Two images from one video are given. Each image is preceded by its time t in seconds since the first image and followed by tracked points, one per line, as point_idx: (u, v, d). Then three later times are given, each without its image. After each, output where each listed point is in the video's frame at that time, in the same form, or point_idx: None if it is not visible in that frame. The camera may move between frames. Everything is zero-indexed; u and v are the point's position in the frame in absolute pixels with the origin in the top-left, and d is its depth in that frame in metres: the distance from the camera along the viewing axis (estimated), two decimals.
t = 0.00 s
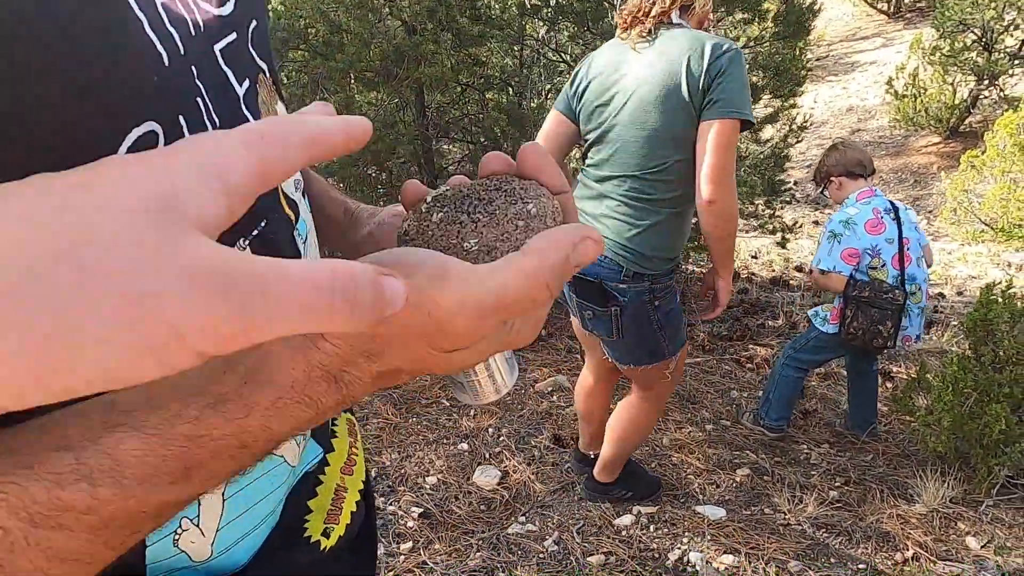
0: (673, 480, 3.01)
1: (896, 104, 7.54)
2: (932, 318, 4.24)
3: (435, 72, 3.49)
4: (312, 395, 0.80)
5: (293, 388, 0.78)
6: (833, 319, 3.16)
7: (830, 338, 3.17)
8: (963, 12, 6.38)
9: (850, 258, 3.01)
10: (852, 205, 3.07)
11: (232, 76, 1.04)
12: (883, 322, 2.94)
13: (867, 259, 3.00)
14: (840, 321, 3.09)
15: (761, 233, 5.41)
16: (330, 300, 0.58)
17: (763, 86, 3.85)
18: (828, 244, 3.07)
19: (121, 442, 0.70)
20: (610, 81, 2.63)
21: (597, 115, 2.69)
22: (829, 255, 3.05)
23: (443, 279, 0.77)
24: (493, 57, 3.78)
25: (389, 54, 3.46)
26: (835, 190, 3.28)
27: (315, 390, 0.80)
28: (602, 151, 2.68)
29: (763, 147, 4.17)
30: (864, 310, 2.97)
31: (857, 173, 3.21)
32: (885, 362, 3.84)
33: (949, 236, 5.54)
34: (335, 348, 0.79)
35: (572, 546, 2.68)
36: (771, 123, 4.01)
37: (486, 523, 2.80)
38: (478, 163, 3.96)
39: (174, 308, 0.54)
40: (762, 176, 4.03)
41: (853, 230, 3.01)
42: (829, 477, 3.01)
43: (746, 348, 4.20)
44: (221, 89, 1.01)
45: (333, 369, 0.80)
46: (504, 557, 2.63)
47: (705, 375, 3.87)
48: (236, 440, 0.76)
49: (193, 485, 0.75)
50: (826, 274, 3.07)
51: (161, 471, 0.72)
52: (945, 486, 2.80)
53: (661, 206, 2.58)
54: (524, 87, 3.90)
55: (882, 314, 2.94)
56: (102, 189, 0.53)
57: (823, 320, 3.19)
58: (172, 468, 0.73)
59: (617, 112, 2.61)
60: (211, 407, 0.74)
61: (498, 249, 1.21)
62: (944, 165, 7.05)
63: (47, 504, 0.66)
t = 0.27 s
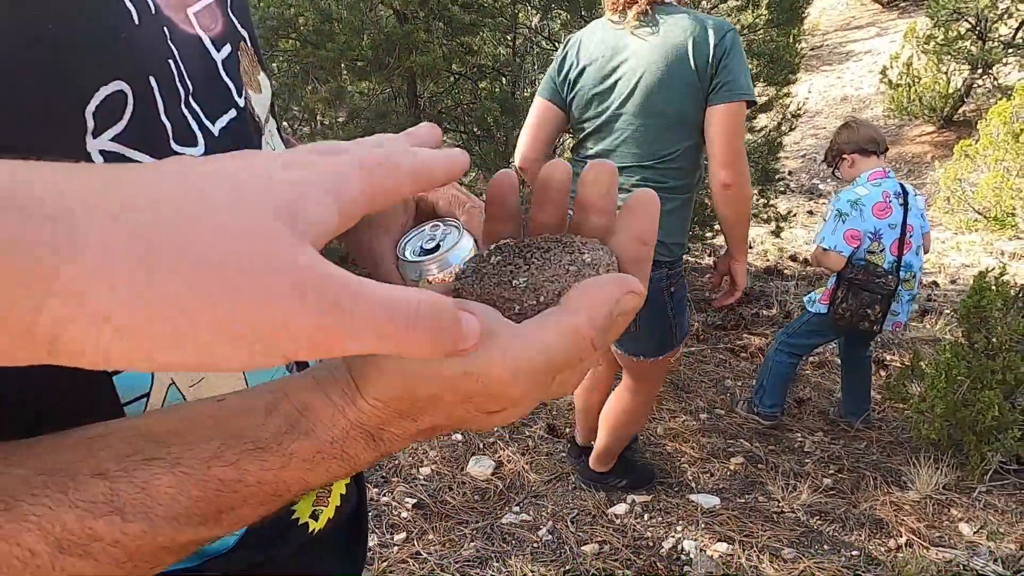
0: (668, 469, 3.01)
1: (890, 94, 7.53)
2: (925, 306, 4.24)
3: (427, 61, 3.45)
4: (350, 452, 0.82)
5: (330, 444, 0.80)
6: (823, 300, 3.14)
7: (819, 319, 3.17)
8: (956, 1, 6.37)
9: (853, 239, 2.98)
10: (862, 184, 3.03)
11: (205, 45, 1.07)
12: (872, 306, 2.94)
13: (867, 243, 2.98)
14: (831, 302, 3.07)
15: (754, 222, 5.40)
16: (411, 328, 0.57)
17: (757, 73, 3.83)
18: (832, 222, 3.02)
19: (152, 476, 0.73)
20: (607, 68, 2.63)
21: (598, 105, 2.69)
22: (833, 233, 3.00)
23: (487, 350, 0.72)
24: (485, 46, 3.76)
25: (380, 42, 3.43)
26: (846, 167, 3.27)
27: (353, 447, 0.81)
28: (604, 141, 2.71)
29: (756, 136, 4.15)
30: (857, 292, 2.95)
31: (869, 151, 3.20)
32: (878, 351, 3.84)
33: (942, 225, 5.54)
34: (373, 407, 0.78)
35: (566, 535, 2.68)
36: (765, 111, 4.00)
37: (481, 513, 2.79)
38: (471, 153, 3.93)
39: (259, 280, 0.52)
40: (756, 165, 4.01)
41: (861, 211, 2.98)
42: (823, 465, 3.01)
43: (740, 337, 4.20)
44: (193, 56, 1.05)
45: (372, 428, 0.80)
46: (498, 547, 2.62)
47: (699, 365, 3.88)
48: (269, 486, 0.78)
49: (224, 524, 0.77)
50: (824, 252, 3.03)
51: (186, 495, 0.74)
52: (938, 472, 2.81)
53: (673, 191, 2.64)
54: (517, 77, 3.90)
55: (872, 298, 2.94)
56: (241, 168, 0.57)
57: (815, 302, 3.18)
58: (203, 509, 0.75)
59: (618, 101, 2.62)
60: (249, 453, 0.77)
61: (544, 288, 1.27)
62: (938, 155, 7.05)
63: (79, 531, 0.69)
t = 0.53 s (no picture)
0: (661, 459, 3.01)
1: (883, 85, 7.53)
2: (918, 296, 4.26)
3: (417, 51, 3.42)
4: (357, 450, 0.75)
5: (337, 440, 0.73)
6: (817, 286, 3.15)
7: (811, 305, 3.18)
8: None
9: (861, 226, 2.96)
10: (876, 170, 3.00)
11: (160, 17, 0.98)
12: (869, 293, 2.94)
13: (873, 229, 2.97)
14: (825, 287, 3.09)
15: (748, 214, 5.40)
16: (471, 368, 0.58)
17: (749, 63, 3.81)
18: (843, 208, 2.98)
19: (151, 471, 0.67)
20: (601, 69, 2.64)
21: (592, 106, 2.71)
22: (843, 219, 2.98)
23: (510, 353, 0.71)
24: (477, 37, 3.73)
25: (370, 33, 3.40)
26: (857, 153, 3.22)
27: (361, 445, 0.75)
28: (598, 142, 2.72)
29: (749, 126, 4.14)
30: (853, 279, 2.95)
31: (881, 139, 3.19)
32: (871, 340, 3.85)
33: (935, 215, 5.55)
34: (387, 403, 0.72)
35: (559, 527, 2.68)
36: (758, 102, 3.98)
37: (474, 505, 2.79)
38: (463, 144, 3.92)
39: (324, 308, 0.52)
40: (749, 156, 4.01)
41: (873, 198, 2.94)
42: (815, 454, 3.02)
43: (733, 328, 4.20)
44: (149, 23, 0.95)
45: (381, 426, 0.73)
46: (492, 538, 2.62)
47: (693, 355, 3.88)
48: (272, 484, 0.73)
49: (224, 523, 0.72)
50: (830, 237, 3.01)
51: (186, 492, 0.68)
52: (930, 461, 2.83)
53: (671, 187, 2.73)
54: (509, 68, 3.88)
55: (869, 286, 2.94)
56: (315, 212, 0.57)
57: (807, 287, 3.19)
58: (202, 507, 0.70)
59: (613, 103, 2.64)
60: (252, 450, 0.71)
61: (567, 288, 1.19)
62: (930, 146, 7.06)
63: (74, 528, 0.64)
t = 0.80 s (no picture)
0: (658, 454, 3.00)
1: (881, 82, 7.53)
2: (915, 292, 4.25)
3: (413, 46, 3.40)
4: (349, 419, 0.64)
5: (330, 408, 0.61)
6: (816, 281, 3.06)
7: (812, 303, 3.11)
8: None
9: (872, 224, 2.88)
10: (886, 163, 2.89)
11: None
12: (873, 291, 2.88)
13: (881, 225, 2.90)
14: (826, 283, 2.99)
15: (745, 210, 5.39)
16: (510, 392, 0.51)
17: (745, 57, 3.79)
18: (855, 206, 2.87)
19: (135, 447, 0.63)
20: (577, 73, 2.73)
21: (570, 108, 2.79)
22: (856, 216, 2.88)
23: (509, 328, 0.64)
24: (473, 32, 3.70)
25: (365, 28, 3.38)
26: (873, 144, 3.02)
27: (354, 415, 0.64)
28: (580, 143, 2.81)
29: (746, 122, 4.12)
30: (859, 276, 2.88)
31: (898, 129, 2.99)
32: (868, 335, 3.85)
33: (932, 212, 5.55)
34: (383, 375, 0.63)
35: (556, 521, 2.67)
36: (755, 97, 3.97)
37: (470, 500, 2.78)
38: (459, 140, 3.90)
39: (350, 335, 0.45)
40: (746, 151, 4.00)
41: (885, 195, 2.85)
42: (813, 449, 3.02)
43: (731, 324, 4.20)
44: None
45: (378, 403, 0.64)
46: (487, 533, 2.61)
47: (690, 351, 3.87)
48: (260, 463, 0.67)
49: (211, 502, 0.69)
50: (838, 234, 2.91)
51: (170, 470, 0.64)
52: (928, 455, 2.82)
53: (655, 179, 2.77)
54: (506, 64, 3.87)
55: (875, 283, 2.88)
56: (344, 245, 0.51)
57: (807, 281, 3.08)
58: (187, 485, 0.66)
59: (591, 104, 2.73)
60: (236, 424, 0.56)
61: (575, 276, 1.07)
62: (927, 143, 7.06)
63: (50, 502, 0.61)
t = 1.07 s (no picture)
0: (660, 464, 2.98)
1: (883, 91, 7.54)
2: (918, 301, 4.24)
3: (415, 55, 3.41)
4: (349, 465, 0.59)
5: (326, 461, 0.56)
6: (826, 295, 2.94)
7: (818, 313, 2.98)
8: None
9: (895, 245, 2.72)
10: (905, 181, 2.73)
11: None
12: (888, 309, 2.81)
13: (904, 246, 2.74)
14: (838, 300, 2.89)
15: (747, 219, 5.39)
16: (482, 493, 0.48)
17: (747, 67, 3.77)
18: (881, 227, 2.71)
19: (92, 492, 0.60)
20: (556, 72, 2.72)
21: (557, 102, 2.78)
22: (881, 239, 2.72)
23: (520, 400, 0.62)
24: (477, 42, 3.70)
25: (368, 37, 3.40)
26: (894, 162, 2.78)
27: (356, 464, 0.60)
28: (569, 139, 2.84)
29: (748, 131, 4.12)
30: (880, 296, 2.79)
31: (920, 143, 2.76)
32: (871, 345, 3.83)
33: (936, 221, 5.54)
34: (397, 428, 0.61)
35: (557, 531, 2.65)
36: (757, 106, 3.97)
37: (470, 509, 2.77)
38: (461, 149, 3.91)
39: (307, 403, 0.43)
40: (748, 160, 4.01)
41: (909, 216, 2.71)
42: (816, 459, 3.00)
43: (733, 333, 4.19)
44: None
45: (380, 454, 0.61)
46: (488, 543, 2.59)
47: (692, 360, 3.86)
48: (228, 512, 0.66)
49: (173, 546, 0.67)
50: (861, 256, 2.75)
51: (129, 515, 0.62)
52: (932, 465, 2.80)
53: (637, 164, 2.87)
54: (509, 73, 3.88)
55: (893, 301, 2.80)
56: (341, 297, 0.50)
57: (815, 295, 2.97)
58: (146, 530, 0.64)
59: (574, 100, 2.75)
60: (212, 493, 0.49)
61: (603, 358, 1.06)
62: (929, 152, 7.07)
63: None
